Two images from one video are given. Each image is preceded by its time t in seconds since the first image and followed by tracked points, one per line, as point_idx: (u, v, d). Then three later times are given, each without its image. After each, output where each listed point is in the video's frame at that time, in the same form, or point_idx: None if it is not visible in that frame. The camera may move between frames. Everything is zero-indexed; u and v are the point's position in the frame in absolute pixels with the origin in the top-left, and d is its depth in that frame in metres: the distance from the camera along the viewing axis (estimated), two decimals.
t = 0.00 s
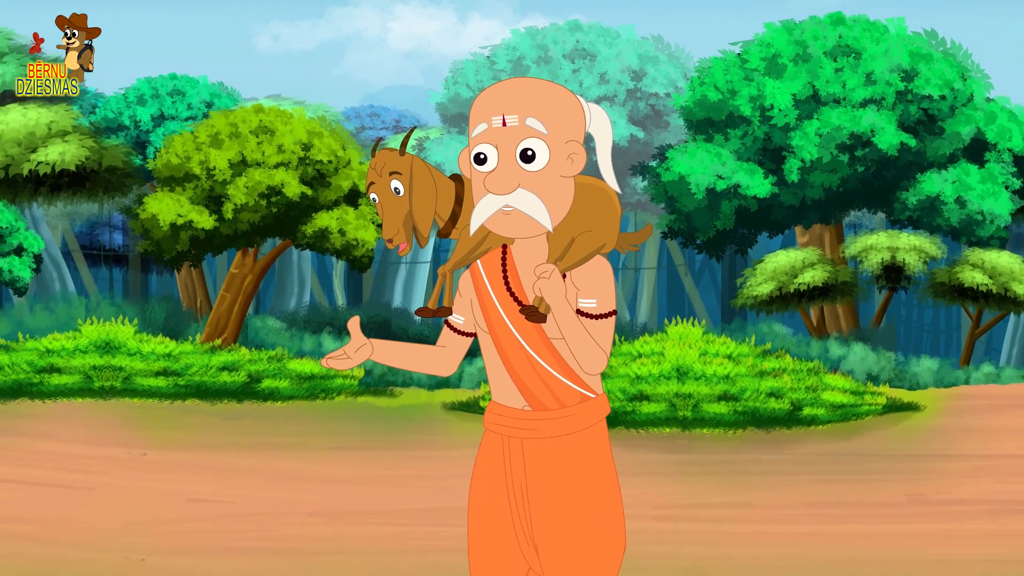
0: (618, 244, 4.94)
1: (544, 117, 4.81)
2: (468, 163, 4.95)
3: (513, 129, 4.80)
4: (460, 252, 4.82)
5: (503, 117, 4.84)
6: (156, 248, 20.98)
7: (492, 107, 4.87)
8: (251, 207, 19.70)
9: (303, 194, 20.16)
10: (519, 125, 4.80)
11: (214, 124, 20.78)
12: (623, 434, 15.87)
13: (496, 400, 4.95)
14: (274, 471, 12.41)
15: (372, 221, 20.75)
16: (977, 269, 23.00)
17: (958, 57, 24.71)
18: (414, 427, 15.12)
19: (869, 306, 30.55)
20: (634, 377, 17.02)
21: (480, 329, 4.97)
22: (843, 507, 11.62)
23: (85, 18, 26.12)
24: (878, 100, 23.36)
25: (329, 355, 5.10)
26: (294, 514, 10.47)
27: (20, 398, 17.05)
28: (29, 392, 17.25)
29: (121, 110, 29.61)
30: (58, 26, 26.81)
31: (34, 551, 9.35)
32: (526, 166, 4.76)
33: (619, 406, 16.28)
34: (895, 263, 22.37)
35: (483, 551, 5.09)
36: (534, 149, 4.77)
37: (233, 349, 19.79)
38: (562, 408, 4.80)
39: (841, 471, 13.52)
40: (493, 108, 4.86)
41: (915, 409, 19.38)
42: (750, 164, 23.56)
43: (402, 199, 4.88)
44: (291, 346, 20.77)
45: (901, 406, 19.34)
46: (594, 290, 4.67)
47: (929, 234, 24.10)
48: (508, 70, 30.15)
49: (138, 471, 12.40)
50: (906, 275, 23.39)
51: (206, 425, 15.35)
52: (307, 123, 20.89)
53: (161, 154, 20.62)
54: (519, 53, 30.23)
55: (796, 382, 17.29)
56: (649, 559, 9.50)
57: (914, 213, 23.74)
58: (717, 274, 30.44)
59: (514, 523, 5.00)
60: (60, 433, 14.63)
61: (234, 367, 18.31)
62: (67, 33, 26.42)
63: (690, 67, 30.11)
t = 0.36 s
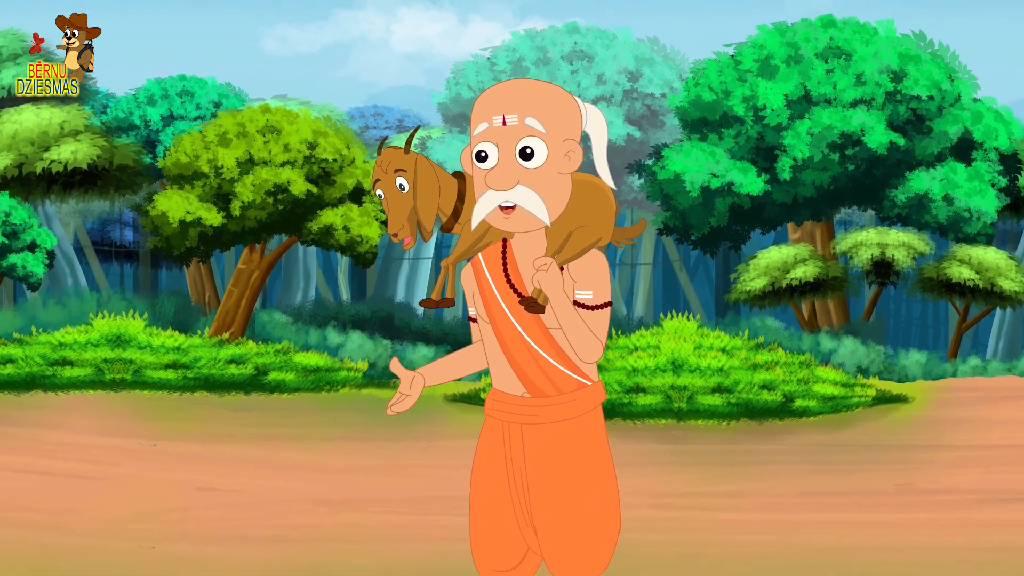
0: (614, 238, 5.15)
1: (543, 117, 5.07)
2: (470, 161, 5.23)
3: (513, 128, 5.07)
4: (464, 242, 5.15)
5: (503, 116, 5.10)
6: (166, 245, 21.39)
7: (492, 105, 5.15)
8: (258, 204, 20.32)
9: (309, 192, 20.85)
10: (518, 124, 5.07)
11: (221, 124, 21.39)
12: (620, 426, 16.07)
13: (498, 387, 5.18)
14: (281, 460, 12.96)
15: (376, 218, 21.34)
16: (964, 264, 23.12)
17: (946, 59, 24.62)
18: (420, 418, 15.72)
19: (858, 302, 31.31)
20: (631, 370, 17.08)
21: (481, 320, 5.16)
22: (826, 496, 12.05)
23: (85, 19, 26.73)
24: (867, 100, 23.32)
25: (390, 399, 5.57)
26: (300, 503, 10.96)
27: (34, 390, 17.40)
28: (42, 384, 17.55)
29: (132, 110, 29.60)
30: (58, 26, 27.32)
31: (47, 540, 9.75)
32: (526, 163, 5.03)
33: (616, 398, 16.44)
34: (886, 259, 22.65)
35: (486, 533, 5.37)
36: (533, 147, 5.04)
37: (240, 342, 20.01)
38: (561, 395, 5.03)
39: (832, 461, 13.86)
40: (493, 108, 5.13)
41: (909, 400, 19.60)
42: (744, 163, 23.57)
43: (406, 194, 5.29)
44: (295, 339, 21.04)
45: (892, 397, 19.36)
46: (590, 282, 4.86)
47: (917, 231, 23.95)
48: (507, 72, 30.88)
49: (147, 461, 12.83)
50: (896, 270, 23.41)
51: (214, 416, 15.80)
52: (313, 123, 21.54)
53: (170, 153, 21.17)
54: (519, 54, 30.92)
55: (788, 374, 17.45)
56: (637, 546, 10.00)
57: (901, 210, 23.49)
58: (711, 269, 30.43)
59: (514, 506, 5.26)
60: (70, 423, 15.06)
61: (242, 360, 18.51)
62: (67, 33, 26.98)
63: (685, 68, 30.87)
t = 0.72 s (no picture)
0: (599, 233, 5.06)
1: (513, 124, 4.90)
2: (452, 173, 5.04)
3: (487, 138, 4.91)
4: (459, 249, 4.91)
5: (477, 127, 4.94)
6: (176, 241, 21.96)
7: (466, 117, 4.97)
8: (264, 202, 20.81)
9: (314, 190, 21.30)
10: (491, 134, 4.91)
11: (230, 124, 21.89)
12: (616, 417, 15.60)
13: (495, 379, 5.04)
14: (288, 451, 12.32)
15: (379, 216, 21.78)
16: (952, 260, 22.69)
17: (935, 60, 24.28)
18: (422, 409, 15.27)
19: (846, 298, 31.34)
20: (627, 363, 16.68)
21: (476, 318, 5.03)
22: (859, 485, 11.53)
23: (85, 17, 26.50)
24: (858, 101, 23.12)
25: (393, 398, 5.38)
26: (304, 493, 10.33)
27: (45, 382, 17.20)
28: (53, 377, 17.38)
29: (142, 110, 29.70)
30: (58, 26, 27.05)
31: (53, 528, 9.15)
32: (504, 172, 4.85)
33: (611, 390, 15.98)
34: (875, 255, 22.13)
35: (485, 513, 5.14)
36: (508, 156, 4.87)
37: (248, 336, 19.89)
38: (556, 385, 4.90)
39: (825, 450, 13.35)
40: (467, 120, 4.96)
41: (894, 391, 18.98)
42: (737, 161, 23.45)
43: (401, 202, 5.17)
44: (302, 333, 21.31)
45: (880, 391, 18.83)
46: (581, 276, 4.78)
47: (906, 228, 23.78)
48: (508, 73, 31.48)
49: (159, 452, 12.18)
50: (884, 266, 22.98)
51: (222, 409, 15.21)
52: (317, 122, 21.98)
53: (180, 151, 21.71)
54: (520, 56, 31.46)
55: (781, 367, 17.05)
56: (678, 535, 9.30)
57: (890, 208, 23.30)
58: (705, 264, 31.21)
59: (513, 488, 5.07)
60: (81, 415, 14.47)
61: (250, 354, 18.48)
62: (65, 33, 26.80)
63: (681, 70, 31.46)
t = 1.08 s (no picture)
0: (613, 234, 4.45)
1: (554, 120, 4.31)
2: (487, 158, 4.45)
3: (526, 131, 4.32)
4: (477, 231, 4.35)
5: (520, 117, 4.34)
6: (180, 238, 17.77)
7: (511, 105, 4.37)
8: (269, 201, 16.75)
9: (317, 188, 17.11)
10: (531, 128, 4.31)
11: (234, 121, 17.64)
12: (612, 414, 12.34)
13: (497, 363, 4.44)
14: (279, 441, 9.49)
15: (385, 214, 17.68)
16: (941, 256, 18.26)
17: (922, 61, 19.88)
18: (420, 403, 12.27)
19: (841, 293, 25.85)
20: (624, 359, 13.50)
21: (487, 302, 4.45)
22: (981, 480, 9.28)
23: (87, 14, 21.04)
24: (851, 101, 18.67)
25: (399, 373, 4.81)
26: (306, 486, 7.80)
27: (50, 380, 13.92)
28: (62, 373, 14.11)
29: (148, 109, 23.86)
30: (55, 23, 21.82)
31: (56, 521, 7.03)
32: (539, 164, 4.29)
33: (606, 384, 12.77)
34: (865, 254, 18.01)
35: (484, 497, 4.52)
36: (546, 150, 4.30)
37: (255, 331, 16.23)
38: (556, 374, 4.31)
39: (848, 430, 11.45)
40: (511, 110, 4.36)
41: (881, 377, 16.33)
42: (734, 159, 18.90)
43: (425, 182, 4.66)
44: (303, 328, 17.72)
45: (871, 384, 15.12)
46: (592, 271, 4.21)
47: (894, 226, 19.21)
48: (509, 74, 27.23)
49: (169, 444, 9.43)
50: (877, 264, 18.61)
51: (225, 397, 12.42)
52: (322, 121, 17.71)
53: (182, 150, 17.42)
54: (519, 56, 27.36)
55: (775, 362, 13.66)
56: (811, 538, 7.20)
57: (883, 208, 18.77)
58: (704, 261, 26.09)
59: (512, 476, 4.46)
60: (92, 408, 11.55)
61: (256, 348, 14.96)
62: (64, 31, 21.39)
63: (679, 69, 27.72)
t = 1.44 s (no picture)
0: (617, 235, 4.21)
1: (566, 117, 4.10)
2: (497, 153, 4.21)
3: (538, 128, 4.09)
4: (480, 225, 4.12)
5: (531, 115, 4.11)
6: (184, 236, 17.43)
7: (524, 101, 4.13)
8: (271, 200, 16.23)
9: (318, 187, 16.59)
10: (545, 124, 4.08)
11: (238, 122, 17.06)
12: (609, 411, 11.82)
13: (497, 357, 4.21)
14: (280, 438, 9.85)
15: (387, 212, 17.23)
16: (939, 255, 17.29)
17: (921, 59, 18.37)
18: (421, 400, 12.67)
19: (840, 291, 25.47)
20: (623, 356, 12.73)
21: (490, 297, 4.20)
22: (996, 460, 9.21)
23: (87, 14, 21.05)
24: (847, 102, 17.53)
25: (401, 363, 4.53)
26: (306, 481, 8.04)
27: (57, 376, 13.99)
28: (68, 369, 14.18)
29: (152, 109, 22.68)
30: (56, 24, 21.45)
31: (62, 516, 6.93)
32: (549, 160, 4.06)
33: (602, 381, 12.19)
34: (863, 251, 16.83)
35: (483, 489, 4.25)
36: (558, 146, 4.08)
37: (258, 328, 16.10)
38: (556, 369, 4.06)
39: (862, 425, 10.83)
40: (522, 107, 4.13)
41: (876, 374, 15.84)
42: (732, 158, 17.78)
43: (431, 177, 4.18)
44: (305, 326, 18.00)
45: (868, 381, 14.56)
46: (593, 268, 3.97)
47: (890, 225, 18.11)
48: (508, 76, 26.32)
49: (170, 441, 9.65)
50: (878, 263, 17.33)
51: (229, 398, 12.55)
52: (324, 121, 17.15)
53: (186, 150, 16.97)
54: (519, 57, 26.41)
55: (773, 357, 12.97)
56: (838, 516, 6.93)
57: (879, 207, 17.70)
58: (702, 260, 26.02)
59: (512, 469, 4.20)
60: (97, 404, 11.75)
61: (259, 346, 14.93)
62: (64, 33, 21.40)
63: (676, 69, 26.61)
